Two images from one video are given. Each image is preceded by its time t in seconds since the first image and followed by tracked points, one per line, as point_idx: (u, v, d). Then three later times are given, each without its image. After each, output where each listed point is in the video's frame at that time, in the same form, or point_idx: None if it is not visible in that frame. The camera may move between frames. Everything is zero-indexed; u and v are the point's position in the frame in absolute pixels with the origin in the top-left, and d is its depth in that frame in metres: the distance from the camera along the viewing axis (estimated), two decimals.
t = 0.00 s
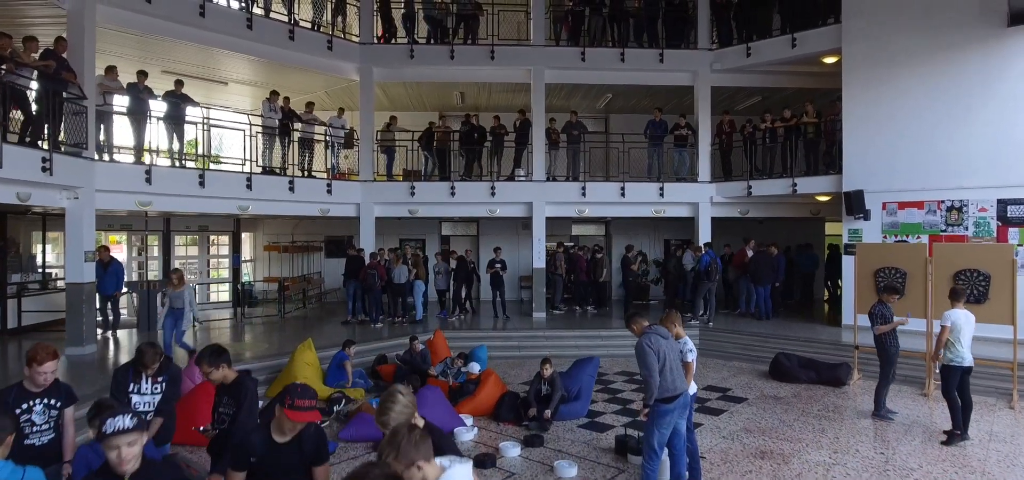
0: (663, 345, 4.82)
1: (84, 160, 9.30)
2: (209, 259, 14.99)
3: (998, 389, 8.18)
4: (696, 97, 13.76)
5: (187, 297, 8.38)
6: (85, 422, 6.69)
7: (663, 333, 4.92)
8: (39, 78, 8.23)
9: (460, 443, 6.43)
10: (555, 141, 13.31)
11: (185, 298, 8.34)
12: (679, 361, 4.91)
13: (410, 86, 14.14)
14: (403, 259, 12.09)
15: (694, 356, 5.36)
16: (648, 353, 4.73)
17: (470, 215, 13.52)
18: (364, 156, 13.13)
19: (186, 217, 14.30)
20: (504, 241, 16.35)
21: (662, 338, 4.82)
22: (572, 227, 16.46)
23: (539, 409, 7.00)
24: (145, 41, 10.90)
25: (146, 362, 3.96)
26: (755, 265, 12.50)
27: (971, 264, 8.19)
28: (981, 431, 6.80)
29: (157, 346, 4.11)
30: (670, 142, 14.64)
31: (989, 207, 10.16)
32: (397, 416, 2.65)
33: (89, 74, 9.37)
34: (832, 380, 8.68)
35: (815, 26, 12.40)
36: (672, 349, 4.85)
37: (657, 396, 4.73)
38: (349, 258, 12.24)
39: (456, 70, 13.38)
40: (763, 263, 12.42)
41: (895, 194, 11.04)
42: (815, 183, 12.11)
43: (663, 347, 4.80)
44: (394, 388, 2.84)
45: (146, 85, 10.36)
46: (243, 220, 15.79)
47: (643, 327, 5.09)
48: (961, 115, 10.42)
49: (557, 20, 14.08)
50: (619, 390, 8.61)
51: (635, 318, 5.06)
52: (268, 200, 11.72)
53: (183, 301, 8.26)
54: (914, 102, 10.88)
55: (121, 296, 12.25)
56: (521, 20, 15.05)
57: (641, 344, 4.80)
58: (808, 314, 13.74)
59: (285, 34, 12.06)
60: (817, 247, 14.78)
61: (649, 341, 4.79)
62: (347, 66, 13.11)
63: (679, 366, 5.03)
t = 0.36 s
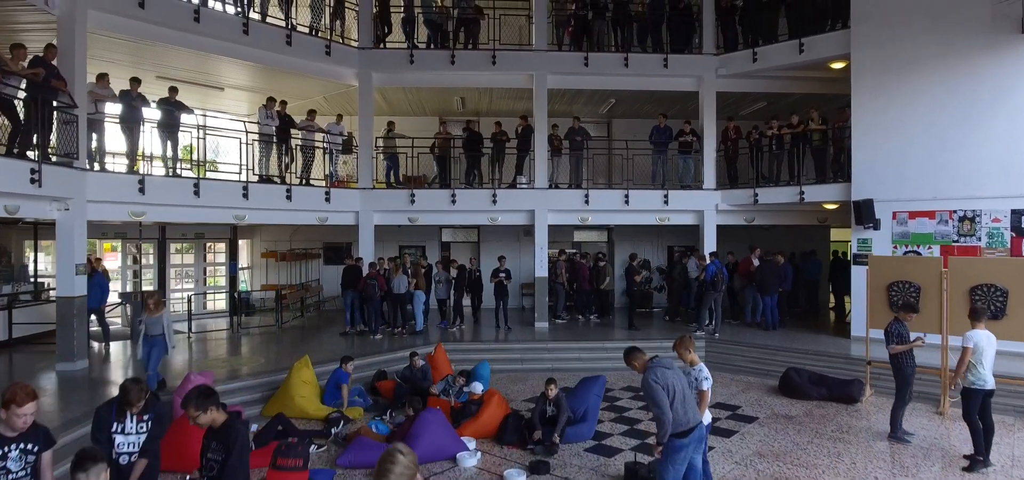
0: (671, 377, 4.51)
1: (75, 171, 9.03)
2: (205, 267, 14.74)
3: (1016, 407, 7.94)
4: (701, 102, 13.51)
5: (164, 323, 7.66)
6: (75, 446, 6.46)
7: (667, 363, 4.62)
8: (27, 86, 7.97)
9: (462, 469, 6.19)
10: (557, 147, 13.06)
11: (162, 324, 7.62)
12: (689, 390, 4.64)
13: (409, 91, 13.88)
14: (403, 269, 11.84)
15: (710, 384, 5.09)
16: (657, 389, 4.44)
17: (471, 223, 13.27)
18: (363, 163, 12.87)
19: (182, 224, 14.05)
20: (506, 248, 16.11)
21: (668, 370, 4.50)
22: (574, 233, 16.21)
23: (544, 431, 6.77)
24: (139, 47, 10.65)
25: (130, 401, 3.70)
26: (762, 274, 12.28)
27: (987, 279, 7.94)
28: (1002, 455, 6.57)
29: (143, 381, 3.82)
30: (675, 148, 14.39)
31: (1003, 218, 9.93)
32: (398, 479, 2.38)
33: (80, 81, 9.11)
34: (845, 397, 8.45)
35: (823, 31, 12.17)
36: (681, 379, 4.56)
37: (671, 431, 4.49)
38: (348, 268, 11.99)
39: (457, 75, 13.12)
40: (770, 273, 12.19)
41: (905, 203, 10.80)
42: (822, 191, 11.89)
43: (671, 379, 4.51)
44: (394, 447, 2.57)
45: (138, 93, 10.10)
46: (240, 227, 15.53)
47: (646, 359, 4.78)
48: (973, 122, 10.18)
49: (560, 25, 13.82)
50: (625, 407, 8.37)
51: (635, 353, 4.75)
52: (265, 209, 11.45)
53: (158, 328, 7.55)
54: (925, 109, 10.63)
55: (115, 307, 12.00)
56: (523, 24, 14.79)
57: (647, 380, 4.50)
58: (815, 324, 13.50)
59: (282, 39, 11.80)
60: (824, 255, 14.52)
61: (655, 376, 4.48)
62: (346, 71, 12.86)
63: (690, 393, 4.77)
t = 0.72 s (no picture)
0: (682, 414, 4.31)
1: (66, 182, 8.77)
2: (201, 275, 14.48)
3: None
4: (706, 109, 13.28)
5: (142, 351, 7.09)
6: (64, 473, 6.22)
7: (678, 398, 4.41)
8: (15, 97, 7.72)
9: None
10: (561, 155, 12.83)
11: (139, 352, 7.04)
12: (701, 426, 4.42)
13: (410, 97, 13.64)
14: (403, 279, 11.58)
15: (726, 417, 4.83)
16: (667, 428, 4.24)
17: (472, 232, 13.03)
18: (362, 170, 12.62)
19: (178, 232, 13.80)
20: (507, 256, 15.86)
21: (679, 407, 4.29)
22: (577, 240, 15.98)
23: (550, 456, 6.55)
24: (133, 54, 10.40)
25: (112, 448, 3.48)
26: (769, 284, 12.01)
27: (1006, 295, 7.72)
28: None
29: (127, 425, 3.61)
30: (679, 154, 14.16)
31: (1017, 229, 9.74)
32: None
33: (71, 90, 8.85)
34: (858, 415, 8.22)
35: (831, 36, 11.93)
36: (693, 415, 4.35)
37: (683, 472, 4.30)
38: (347, 278, 11.74)
39: (458, 81, 12.87)
40: (778, 282, 11.92)
41: (917, 213, 10.57)
42: (831, 201, 11.66)
43: (682, 417, 4.29)
44: None
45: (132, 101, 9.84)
46: (237, 234, 15.29)
47: (655, 393, 4.57)
48: (987, 131, 9.98)
49: (563, 30, 13.57)
50: (633, 426, 8.15)
51: (644, 387, 4.55)
52: (262, 219, 11.19)
53: (137, 356, 6.98)
54: (937, 117, 10.40)
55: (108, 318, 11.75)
56: (525, 28, 14.53)
57: (657, 417, 4.30)
58: (823, 334, 13.25)
59: (279, 45, 11.54)
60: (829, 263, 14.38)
61: (666, 414, 4.28)
62: (344, 77, 12.60)
63: (703, 427, 4.56)
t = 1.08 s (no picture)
0: (701, 453, 4.08)
1: (56, 194, 8.51)
2: (197, 283, 14.21)
3: None
4: (711, 115, 13.04)
5: (115, 383, 6.54)
6: None
7: (698, 436, 4.18)
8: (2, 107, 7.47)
9: None
10: (563, 163, 12.60)
11: (113, 384, 6.50)
12: (721, 465, 4.20)
13: (409, 103, 13.41)
14: (402, 290, 11.32)
15: (744, 452, 4.59)
16: (685, 468, 4.02)
17: (474, 240, 12.79)
18: (361, 178, 12.38)
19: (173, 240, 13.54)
20: (508, 263, 15.62)
21: (698, 446, 4.07)
22: (579, 247, 15.74)
23: None
24: (126, 61, 10.15)
25: None
26: (776, 294, 11.75)
27: None
28: None
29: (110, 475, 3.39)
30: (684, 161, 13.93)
31: None
32: None
33: (62, 100, 8.61)
34: (871, 434, 7.99)
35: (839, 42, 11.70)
36: (713, 455, 4.11)
37: None
38: (346, 289, 11.51)
39: (459, 87, 12.62)
40: (785, 292, 11.66)
41: (928, 224, 10.35)
42: (840, 210, 11.44)
43: (701, 456, 4.07)
44: None
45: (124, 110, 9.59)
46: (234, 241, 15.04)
47: (675, 427, 4.33)
48: (1001, 141, 9.75)
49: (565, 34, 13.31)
50: (640, 446, 7.92)
51: (663, 420, 4.32)
52: (259, 229, 10.94)
53: (110, 390, 6.46)
54: (950, 126, 10.17)
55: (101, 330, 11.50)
56: (527, 33, 14.27)
57: (674, 456, 4.08)
58: (831, 345, 13.01)
59: (276, 51, 11.29)
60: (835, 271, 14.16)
61: (684, 453, 4.06)
62: (343, 83, 12.36)
63: (722, 465, 4.32)
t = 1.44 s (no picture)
0: None
1: (45, 207, 8.27)
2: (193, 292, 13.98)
3: None
4: (717, 122, 12.81)
5: (94, 429, 5.80)
6: None
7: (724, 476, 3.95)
8: None
9: None
10: (566, 170, 12.37)
11: (91, 433, 5.75)
12: None
13: (409, 109, 13.17)
14: (402, 301, 11.09)
15: None
16: None
17: (474, 249, 12.55)
18: (360, 186, 12.15)
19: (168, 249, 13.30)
20: (509, 271, 15.40)
21: None
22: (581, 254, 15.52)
23: None
24: (119, 68, 9.92)
25: None
26: (783, 305, 11.52)
27: None
28: None
29: None
30: (688, 168, 13.70)
31: None
32: None
33: (52, 110, 8.37)
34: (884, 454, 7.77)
35: (847, 48, 11.47)
36: None
37: None
38: (345, 300, 11.27)
39: (459, 94, 12.38)
40: (792, 303, 11.43)
41: (940, 234, 10.13)
42: (848, 219, 11.23)
43: None
44: None
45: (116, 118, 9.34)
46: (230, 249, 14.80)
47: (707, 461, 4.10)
48: (1015, 150, 9.55)
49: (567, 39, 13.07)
50: (647, 468, 7.70)
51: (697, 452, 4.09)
52: (255, 239, 10.70)
53: (89, 439, 5.73)
54: (962, 134, 9.95)
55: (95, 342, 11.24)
56: (528, 37, 14.03)
57: None
58: (838, 355, 12.79)
59: (273, 57, 11.05)
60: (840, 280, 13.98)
61: None
62: (341, 89, 12.12)
63: None
